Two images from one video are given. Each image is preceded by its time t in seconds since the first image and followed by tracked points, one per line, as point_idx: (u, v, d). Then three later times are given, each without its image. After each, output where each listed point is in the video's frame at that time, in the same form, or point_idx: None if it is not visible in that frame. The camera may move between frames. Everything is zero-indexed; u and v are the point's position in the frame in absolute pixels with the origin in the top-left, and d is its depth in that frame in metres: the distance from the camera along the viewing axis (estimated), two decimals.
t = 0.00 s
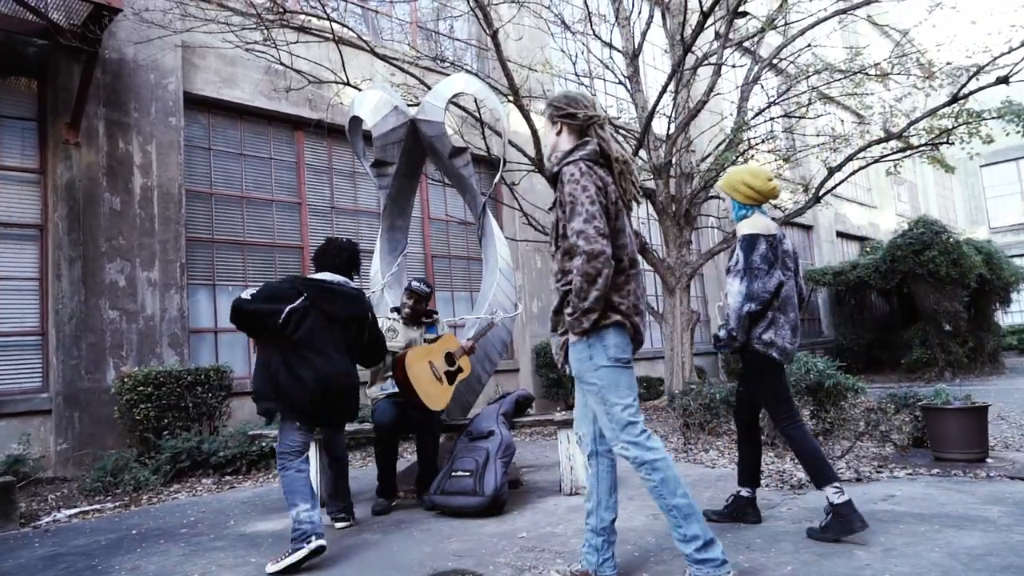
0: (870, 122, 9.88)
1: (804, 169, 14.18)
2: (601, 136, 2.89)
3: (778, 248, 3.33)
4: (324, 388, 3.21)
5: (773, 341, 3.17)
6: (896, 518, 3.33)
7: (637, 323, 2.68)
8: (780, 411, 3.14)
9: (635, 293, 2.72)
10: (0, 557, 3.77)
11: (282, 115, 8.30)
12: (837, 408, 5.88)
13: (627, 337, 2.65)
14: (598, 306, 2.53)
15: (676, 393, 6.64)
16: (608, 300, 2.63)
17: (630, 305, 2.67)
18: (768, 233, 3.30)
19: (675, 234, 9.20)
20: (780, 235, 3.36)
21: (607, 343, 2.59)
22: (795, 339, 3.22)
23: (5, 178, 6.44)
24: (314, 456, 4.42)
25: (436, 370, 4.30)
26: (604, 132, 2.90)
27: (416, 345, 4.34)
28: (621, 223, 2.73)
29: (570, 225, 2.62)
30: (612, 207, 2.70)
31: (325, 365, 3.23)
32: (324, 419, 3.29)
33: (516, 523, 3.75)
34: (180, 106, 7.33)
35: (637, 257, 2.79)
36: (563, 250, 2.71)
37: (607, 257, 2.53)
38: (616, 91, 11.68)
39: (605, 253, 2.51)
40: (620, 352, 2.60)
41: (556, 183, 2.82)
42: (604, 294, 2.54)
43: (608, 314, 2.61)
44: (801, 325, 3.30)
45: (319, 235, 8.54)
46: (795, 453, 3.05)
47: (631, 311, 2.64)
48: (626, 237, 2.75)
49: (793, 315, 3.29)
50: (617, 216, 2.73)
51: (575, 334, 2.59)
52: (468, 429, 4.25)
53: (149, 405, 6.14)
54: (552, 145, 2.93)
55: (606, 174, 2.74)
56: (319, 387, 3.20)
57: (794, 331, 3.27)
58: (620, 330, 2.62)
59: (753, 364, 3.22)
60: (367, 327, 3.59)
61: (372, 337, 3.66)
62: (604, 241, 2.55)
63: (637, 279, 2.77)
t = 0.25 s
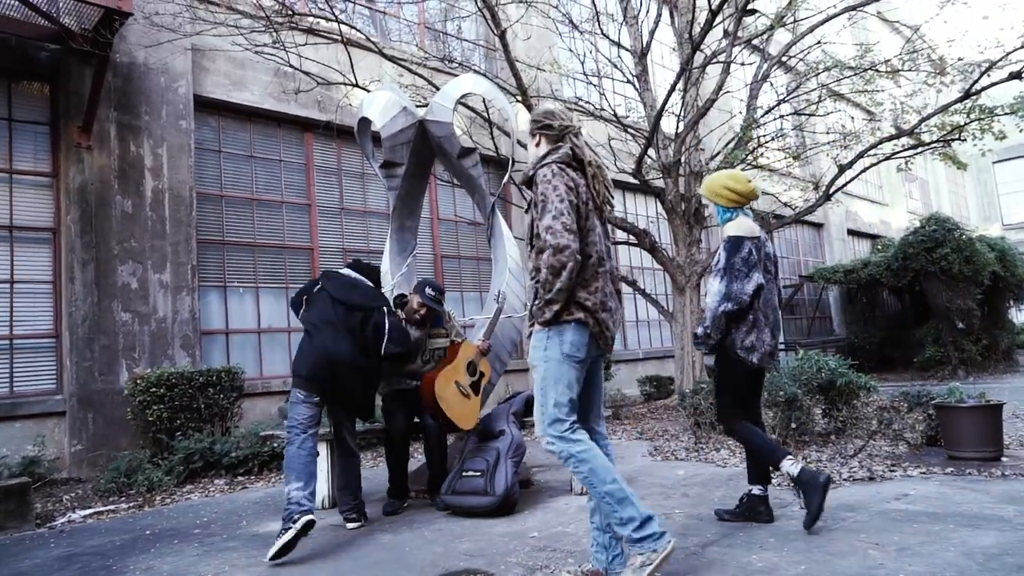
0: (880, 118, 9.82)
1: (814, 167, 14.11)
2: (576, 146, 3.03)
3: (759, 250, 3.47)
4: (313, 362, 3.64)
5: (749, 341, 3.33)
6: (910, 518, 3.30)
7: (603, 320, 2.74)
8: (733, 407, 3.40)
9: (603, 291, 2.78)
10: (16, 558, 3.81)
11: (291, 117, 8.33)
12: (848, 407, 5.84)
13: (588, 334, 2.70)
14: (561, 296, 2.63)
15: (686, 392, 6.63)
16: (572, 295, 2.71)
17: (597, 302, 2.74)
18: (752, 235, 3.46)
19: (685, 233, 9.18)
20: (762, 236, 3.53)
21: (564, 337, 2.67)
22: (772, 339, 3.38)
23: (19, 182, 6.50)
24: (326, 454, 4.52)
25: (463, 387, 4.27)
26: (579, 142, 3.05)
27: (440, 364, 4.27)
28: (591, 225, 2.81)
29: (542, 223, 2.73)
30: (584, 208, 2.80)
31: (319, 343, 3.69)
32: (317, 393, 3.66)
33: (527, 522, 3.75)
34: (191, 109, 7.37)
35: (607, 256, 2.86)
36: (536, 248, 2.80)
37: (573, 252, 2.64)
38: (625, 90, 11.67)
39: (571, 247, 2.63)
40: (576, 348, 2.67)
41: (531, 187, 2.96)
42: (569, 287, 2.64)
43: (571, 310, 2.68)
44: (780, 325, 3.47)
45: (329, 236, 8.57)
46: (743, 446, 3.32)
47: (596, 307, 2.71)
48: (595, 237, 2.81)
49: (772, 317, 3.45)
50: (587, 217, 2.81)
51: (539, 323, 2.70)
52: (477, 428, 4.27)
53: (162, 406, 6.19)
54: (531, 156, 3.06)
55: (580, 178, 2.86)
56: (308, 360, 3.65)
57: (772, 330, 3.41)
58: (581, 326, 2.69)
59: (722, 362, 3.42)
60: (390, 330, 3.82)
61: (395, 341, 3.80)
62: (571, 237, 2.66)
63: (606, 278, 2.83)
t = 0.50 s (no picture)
0: (889, 109, 9.75)
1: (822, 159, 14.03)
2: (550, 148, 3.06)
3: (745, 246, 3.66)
4: (321, 353, 3.74)
5: (736, 335, 3.50)
6: (922, 510, 3.29)
7: (580, 318, 2.75)
8: (709, 402, 3.60)
9: (578, 289, 2.79)
10: (30, 555, 3.84)
11: (297, 115, 8.34)
12: (858, 400, 5.81)
13: (564, 334, 2.72)
14: (532, 297, 2.68)
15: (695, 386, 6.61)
16: (543, 298, 2.73)
17: (572, 300, 2.76)
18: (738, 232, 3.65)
19: (693, 227, 9.16)
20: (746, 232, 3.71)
21: (539, 338, 2.71)
22: (759, 332, 3.56)
23: (28, 183, 6.53)
24: (335, 451, 4.52)
25: (480, 382, 4.26)
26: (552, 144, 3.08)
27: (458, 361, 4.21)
28: (564, 226, 2.82)
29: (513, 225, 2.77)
30: (555, 207, 2.81)
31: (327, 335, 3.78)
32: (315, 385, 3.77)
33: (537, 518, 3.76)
34: (197, 108, 7.39)
35: (583, 254, 2.87)
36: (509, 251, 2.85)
37: (541, 254, 2.67)
38: (631, 84, 11.63)
39: (539, 250, 2.66)
40: (550, 349, 2.70)
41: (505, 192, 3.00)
42: (540, 290, 2.68)
43: (545, 310, 2.71)
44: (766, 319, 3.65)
45: (336, 234, 8.58)
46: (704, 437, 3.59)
47: (570, 306, 2.73)
48: (567, 237, 2.82)
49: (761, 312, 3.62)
50: (560, 218, 2.82)
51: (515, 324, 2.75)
52: (488, 424, 4.29)
53: (172, 405, 6.21)
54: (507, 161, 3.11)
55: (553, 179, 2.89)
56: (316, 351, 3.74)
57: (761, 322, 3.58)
58: (555, 327, 2.71)
59: (709, 357, 3.60)
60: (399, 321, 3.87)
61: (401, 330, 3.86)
62: (539, 239, 2.69)
63: (582, 275, 2.84)
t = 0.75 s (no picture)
0: (900, 104, 9.67)
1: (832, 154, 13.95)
2: (517, 156, 3.08)
3: (731, 247, 3.62)
4: (312, 356, 3.80)
5: (725, 334, 3.47)
6: (933, 508, 3.26)
7: (548, 330, 2.80)
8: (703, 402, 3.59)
9: (546, 301, 2.84)
10: (43, 549, 3.88)
11: (306, 111, 8.35)
12: (869, 397, 5.78)
13: (530, 345, 2.78)
14: (498, 316, 2.75)
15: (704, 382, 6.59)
16: (508, 314, 2.78)
17: (537, 314, 2.80)
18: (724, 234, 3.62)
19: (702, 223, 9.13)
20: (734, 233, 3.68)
21: (506, 350, 2.79)
22: (749, 330, 3.50)
23: (40, 179, 6.57)
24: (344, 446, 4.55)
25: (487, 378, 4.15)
26: (519, 151, 3.10)
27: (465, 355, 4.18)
28: (529, 241, 2.85)
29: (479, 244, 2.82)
30: (520, 223, 2.84)
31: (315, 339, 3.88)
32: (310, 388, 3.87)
33: (546, 514, 3.76)
34: (207, 105, 7.41)
35: (551, 264, 2.90)
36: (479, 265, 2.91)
37: (506, 274, 2.72)
38: (640, 79, 11.59)
39: (503, 270, 2.71)
40: (517, 360, 2.78)
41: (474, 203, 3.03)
42: (505, 306, 2.75)
43: (510, 325, 2.79)
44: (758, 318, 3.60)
45: (345, 230, 8.60)
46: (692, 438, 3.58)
47: (535, 320, 2.78)
48: (532, 252, 2.86)
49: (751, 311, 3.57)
50: (525, 233, 2.86)
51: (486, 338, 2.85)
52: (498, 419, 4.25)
53: (183, 400, 6.25)
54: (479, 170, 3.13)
55: (520, 193, 2.92)
56: (307, 355, 3.81)
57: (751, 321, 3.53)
58: (522, 338, 2.78)
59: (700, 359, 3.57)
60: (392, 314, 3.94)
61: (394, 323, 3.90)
62: (504, 259, 2.74)
63: (550, 288, 2.88)
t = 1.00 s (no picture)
0: (910, 95, 9.60)
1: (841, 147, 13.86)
2: (479, 156, 3.05)
3: (711, 247, 3.75)
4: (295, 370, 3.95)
5: (700, 329, 3.63)
6: (943, 501, 3.25)
7: (513, 326, 2.83)
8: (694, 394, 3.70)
9: (510, 300, 2.86)
10: (56, 544, 3.91)
11: (312, 107, 8.36)
12: (878, 390, 5.75)
13: (500, 339, 2.83)
14: (466, 318, 2.80)
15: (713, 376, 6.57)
16: (474, 314, 2.81)
17: (502, 312, 2.83)
18: (707, 231, 3.74)
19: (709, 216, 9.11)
20: (718, 232, 3.81)
21: (477, 347, 2.84)
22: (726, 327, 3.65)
23: (49, 178, 6.61)
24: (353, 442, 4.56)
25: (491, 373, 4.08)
26: (482, 151, 3.05)
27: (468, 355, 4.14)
28: (493, 242, 2.86)
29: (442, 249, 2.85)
30: (482, 227, 2.84)
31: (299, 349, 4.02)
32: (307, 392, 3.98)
33: (555, 508, 3.76)
34: (213, 102, 7.43)
35: (515, 263, 2.91)
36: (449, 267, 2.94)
37: (470, 278, 2.75)
38: (646, 72, 11.55)
39: (466, 275, 2.73)
40: (489, 355, 2.83)
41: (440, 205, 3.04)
42: (472, 308, 2.78)
43: (478, 323, 2.83)
44: (737, 314, 3.74)
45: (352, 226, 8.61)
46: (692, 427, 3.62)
47: (501, 317, 2.81)
48: (496, 253, 2.86)
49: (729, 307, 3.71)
50: (488, 235, 2.86)
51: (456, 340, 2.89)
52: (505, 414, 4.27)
53: (193, 396, 6.29)
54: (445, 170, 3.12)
55: (483, 195, 2.90)
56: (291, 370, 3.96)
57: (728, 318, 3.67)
58: (491, 334, 2.83)
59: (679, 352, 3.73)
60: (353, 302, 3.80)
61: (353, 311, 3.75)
62: (468, 264, 2.75)
63: (514, 287, 2.90)
